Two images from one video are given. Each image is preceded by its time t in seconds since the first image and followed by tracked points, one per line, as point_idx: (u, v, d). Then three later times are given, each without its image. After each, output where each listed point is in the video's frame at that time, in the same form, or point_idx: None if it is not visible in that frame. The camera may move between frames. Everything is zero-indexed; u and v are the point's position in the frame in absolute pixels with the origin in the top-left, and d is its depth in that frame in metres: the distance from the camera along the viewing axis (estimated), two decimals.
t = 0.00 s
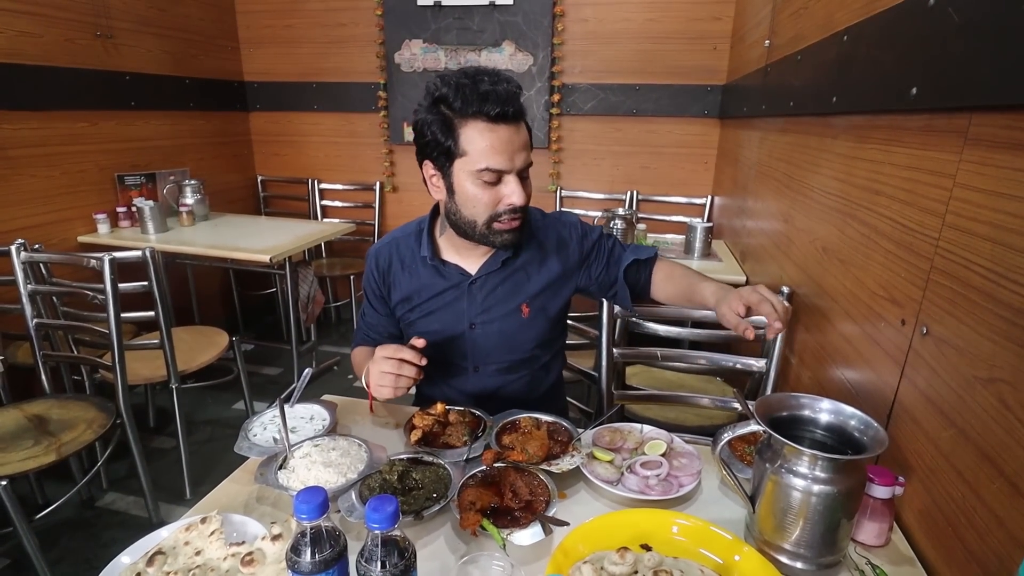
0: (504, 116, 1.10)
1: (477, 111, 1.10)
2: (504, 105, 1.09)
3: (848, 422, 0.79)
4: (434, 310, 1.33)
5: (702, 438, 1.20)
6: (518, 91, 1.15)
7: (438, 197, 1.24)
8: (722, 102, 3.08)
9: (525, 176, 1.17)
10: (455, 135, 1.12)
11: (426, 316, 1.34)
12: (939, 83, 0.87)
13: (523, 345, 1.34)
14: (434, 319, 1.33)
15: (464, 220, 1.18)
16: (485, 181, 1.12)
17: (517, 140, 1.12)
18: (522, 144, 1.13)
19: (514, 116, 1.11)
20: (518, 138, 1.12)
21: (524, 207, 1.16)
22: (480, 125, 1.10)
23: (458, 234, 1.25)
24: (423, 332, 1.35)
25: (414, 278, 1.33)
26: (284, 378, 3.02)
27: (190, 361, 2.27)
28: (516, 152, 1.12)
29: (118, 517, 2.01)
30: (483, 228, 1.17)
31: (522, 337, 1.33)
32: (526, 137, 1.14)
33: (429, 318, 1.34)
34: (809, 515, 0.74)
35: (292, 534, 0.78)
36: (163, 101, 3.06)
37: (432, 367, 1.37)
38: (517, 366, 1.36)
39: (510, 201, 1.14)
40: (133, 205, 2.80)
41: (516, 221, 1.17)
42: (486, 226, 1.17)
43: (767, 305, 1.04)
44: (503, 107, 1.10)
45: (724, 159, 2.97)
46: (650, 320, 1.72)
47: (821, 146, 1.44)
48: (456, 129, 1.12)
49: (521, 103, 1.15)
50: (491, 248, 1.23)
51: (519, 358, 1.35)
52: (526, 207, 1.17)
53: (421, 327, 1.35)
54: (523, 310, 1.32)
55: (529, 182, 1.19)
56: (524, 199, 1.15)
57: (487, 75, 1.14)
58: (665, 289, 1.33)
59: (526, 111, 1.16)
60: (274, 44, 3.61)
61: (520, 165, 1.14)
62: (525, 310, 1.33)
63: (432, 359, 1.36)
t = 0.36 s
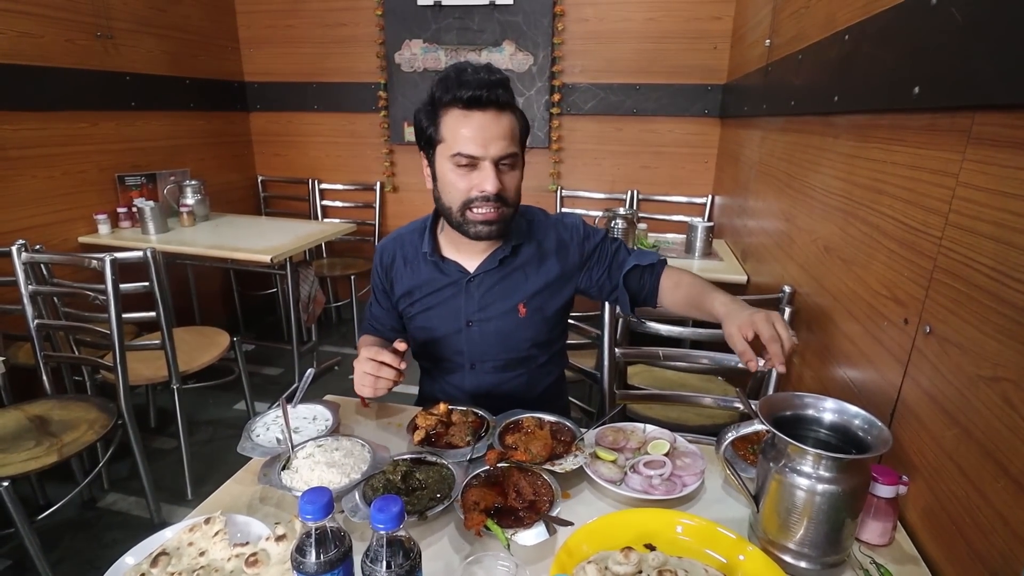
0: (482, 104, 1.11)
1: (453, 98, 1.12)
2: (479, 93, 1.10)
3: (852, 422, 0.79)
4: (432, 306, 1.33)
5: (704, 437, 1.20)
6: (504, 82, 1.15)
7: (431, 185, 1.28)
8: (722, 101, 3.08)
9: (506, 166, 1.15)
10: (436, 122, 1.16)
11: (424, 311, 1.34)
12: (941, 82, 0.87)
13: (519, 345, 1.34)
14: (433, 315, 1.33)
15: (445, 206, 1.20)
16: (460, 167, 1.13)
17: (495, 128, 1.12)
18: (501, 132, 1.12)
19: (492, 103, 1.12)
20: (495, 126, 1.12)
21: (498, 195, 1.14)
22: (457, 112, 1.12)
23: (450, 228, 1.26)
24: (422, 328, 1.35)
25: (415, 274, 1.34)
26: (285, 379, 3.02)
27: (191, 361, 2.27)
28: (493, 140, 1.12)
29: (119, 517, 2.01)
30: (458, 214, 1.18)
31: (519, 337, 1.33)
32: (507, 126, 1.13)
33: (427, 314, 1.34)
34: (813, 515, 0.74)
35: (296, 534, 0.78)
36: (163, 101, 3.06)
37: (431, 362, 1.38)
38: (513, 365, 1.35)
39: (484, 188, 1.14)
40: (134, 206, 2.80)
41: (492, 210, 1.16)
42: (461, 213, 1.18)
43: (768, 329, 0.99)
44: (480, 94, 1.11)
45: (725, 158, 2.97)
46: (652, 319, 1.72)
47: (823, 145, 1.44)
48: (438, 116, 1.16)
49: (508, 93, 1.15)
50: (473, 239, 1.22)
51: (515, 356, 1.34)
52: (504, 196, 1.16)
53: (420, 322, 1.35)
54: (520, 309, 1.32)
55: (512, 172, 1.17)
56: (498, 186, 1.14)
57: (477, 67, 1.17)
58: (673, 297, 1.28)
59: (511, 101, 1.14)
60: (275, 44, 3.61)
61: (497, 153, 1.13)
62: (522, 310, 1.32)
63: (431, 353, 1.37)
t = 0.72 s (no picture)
0: (504, 105, 1.10)
1: (476, 95, 1.12)
2: (501, 92, 1.10)
3: (859, 423, 0.78)
4: (446, 313, 1.33)
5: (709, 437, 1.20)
6: (533, 83, 1.14)
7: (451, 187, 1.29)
8: (724, 100, 3.08)
9: (523, 172, 1.14)
10: (458, 119, 1.16)
11: (437, 318, 1.34)
12: (949, 81, 0.86)
13: (532, 360, 1.33)
14: (446, 322, 1.33)
15: (460, 208, 1.21)
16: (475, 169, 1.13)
17: (515, 132, 1.10)
18: (521, 136, 1.11)
19: (516, 104, 1.11)
20: (516, 129, 1.11)
21: (510, 203, 1.13)
22: (478, 111, 1.12)
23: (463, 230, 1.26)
24: (434, 333, 1.35)
25: (430, 277, 1.33)
26: (288, 378, 3.02)
27: (194, 361, 2.28)
28: (512, 144, 1.11)
29: (123, 516, 2.01)
30: (470, 218, 1.18)
31: (533, 353, 1.33)
32: (528, 130, 1.11)
33: (440, 321, 1.34)
34: (821, 516, 0.74)
35: (302, 535, 0.78)
36: (166, 101, 3.06)
37: (438, 366, 1.38)
38: (524, 379, 1.35)
39: (497, 194, 1.13)
40: (137, 206, 2.81)
41: (504, 217, 1.15)
42: (474, 217, 1.17)
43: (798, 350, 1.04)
44: (504, 94, 1.10)
45: (728, 157, 2.97)
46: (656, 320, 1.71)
47: (828, 144, 1.44)
48: (460, 114, 1.16)
49: (535, 96, 1.13)
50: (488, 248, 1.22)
51: (527, 371, 1.34)
52: (518, 203, 1.15)
53: (432, 328, 1.35)
54: (537, 326, 1.32)
55: (530, 180, 1.15)
56: (511, 193, 1.13)
57: (508, 66, 1.16)
58: (690, 322, 1.31)
59: (536, 105, 1.13)
60: (277, 44, 3.61)
61: (514, 157, 1.12)
62: (539, 326, 1.32)
63: (439, 358, 1.37)
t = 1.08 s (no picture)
0: (538, 121, 1.07)
1: (508, 109, 1.09)
2: (535, 109, 1.06)
3: (866, 425, 0.78)
4: (465, 321, 1.33)
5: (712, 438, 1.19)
6: (567, 96, 1.10)
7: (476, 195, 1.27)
8: (727, 100, 3.07)
9: (554, 191, 1.12)
10: (488, 132, 1.13)
11: (455, 325, 1.34)
12: (955, 81, 0.86)
13: (551, 369, 1.34)
14: (464, 329, 1.33)
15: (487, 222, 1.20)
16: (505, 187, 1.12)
17: (548, 150, 1.08)
18: (554, 155, 1.08)
19: (551, 122, 1.07)
20: (549, 147, 1.08)
21: (540, 223, 1.12)
22: (510, 127, 1.09)
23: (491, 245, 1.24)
24: (451, 340, 1.35)
25: (448, 284, 1.33)
26: (290, 378, 3.02)
27: (196, 360, 2.28)
28: (544, 163, 1.08)
29: (125, 515, 2.01)
30: (498, 235, 1.17)
31: (552, 362, 1.33)
32: (562, 147, 1.08)
33: (458, 328, 1.34)
34: (826, 517, 0.73)
35: (305, 535, 0.78)
36: (168, 100, 3.07)
37: (448, 370, 1.38)
38: (544, 387, 1.36)
39: (527, 213, 1.12)
40: (140, 205, 2.81)
41: (533, 237, 1.15)
42: (502, 235, 1.17)
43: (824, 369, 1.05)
44: (538, 110, 1.07)
45: (730, 157, 2.96)
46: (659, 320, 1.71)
47: (832, 144, 1.43)
48: (490, 126, 1.13)
49: (570, 111, 1.09)
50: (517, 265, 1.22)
51: (545, 379, 1.34)
52: (547, 223, 1.14)
53: (449, 335, 1.35)
54: (558, 335, 1.32)
55: (561, 199, 1.13)
56: (542, 214, 1.11)
57: (540, 76, 1.12)
58: (704, 331, 1.31)
59: (572, 120, 1.09)
60: (279, 44, 3.61)
61: (547, 176, 1.09)
62: (560, 336, 1.32)
63: (452, 362, 1.37)
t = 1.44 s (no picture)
0: (554, 113, 1.07)
1: (523, 104, 1.09)
2: (552, 101, 1.07)
3: (872, 426, 0.77)
4: (468, 319, 1.33)
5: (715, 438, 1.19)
6: (577, 88, 1.11)
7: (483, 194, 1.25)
8: (730, 99, 3.06)
9: (572, 183, 1.12)
10: (501, 129, 1.12)
11: (460, 323, 1.34)
12: (962, 79, 0.85)
13: (554, 367, 1.33)
14: (468, 328, 1.33)
15: (501, 221, 1.17)
16: (523, 183, 1.10)
17: (565, 142, 1.08)
18: (572, 147, 1.08)
19: (566, 113, 1.08)
20: (567, 139, 1.08)
21: (562, 216, 1.11)
22: (526, 122, 1.08)
23: (501, 242, 1.23)
24: (454, 338, 1.35)
25: (452, 282, 1.32)
26: (291, 377, 3.02)
27: (197, 359, 2.27)
28: (562, 155, 1.08)
29: (127, 514, 2.02)
30: (516, 233, 1.15)
31: (555, 360, 1.33)
32: (578, 139, 1.09)
33: (461, 326, 1.34)
34: (831, 519, 0.72)
35: (306, 536, 0.78)
36: (170, 98, 3.06)
37: (452, 368, 1.37)
38: (547, 386, 1.35)
39: (549, 207, 1.10)
40: (141, 204, 2.81)
41: (552, 230, 1.13)
42: (521, 232, 1.15)
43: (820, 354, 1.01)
44: (554, 103, 1.07)
45: (733, 156, 2.95)
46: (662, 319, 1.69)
47: (837, 142, 1.42)
48: (503, 123, 1.12)
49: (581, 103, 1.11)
50: (532, 261, 1.20)
51: (547, 378, 1.34)
52: (567, 216, 1.12)
53: (453, 333, 1.35)
54: (561, 334, 1.31)
55: (577, 190, 1.13)
56: (564, 207, 1.10)
57: (548, 71, 1.13)
58: (697, 327, 1.30)
59: (583, 112, 1.11)
60: (281, 42, 3.60)
61: (565, 169, 1.09)
62: (563, 335, 1.31)
63: (455, 360, 1.37)
